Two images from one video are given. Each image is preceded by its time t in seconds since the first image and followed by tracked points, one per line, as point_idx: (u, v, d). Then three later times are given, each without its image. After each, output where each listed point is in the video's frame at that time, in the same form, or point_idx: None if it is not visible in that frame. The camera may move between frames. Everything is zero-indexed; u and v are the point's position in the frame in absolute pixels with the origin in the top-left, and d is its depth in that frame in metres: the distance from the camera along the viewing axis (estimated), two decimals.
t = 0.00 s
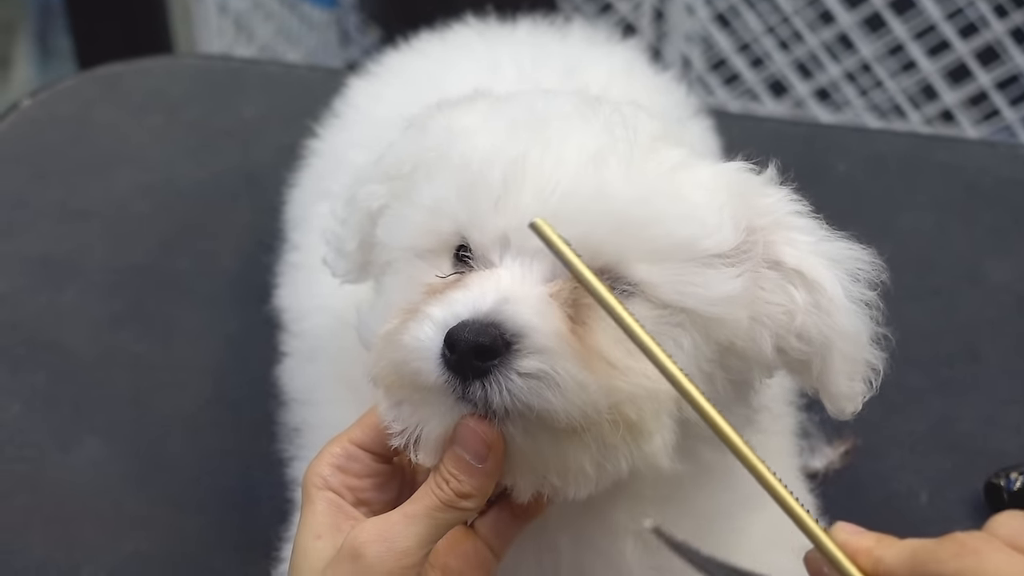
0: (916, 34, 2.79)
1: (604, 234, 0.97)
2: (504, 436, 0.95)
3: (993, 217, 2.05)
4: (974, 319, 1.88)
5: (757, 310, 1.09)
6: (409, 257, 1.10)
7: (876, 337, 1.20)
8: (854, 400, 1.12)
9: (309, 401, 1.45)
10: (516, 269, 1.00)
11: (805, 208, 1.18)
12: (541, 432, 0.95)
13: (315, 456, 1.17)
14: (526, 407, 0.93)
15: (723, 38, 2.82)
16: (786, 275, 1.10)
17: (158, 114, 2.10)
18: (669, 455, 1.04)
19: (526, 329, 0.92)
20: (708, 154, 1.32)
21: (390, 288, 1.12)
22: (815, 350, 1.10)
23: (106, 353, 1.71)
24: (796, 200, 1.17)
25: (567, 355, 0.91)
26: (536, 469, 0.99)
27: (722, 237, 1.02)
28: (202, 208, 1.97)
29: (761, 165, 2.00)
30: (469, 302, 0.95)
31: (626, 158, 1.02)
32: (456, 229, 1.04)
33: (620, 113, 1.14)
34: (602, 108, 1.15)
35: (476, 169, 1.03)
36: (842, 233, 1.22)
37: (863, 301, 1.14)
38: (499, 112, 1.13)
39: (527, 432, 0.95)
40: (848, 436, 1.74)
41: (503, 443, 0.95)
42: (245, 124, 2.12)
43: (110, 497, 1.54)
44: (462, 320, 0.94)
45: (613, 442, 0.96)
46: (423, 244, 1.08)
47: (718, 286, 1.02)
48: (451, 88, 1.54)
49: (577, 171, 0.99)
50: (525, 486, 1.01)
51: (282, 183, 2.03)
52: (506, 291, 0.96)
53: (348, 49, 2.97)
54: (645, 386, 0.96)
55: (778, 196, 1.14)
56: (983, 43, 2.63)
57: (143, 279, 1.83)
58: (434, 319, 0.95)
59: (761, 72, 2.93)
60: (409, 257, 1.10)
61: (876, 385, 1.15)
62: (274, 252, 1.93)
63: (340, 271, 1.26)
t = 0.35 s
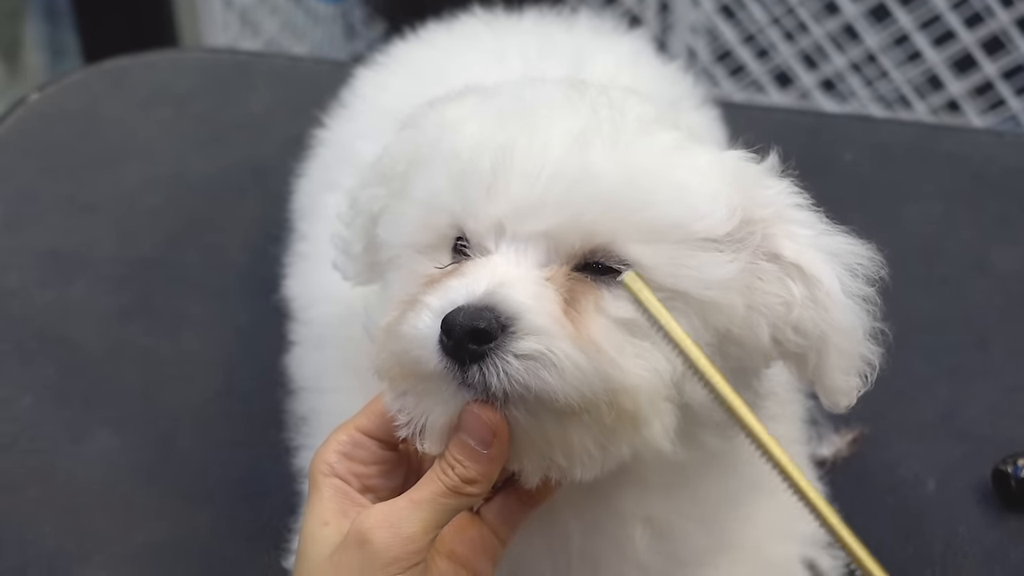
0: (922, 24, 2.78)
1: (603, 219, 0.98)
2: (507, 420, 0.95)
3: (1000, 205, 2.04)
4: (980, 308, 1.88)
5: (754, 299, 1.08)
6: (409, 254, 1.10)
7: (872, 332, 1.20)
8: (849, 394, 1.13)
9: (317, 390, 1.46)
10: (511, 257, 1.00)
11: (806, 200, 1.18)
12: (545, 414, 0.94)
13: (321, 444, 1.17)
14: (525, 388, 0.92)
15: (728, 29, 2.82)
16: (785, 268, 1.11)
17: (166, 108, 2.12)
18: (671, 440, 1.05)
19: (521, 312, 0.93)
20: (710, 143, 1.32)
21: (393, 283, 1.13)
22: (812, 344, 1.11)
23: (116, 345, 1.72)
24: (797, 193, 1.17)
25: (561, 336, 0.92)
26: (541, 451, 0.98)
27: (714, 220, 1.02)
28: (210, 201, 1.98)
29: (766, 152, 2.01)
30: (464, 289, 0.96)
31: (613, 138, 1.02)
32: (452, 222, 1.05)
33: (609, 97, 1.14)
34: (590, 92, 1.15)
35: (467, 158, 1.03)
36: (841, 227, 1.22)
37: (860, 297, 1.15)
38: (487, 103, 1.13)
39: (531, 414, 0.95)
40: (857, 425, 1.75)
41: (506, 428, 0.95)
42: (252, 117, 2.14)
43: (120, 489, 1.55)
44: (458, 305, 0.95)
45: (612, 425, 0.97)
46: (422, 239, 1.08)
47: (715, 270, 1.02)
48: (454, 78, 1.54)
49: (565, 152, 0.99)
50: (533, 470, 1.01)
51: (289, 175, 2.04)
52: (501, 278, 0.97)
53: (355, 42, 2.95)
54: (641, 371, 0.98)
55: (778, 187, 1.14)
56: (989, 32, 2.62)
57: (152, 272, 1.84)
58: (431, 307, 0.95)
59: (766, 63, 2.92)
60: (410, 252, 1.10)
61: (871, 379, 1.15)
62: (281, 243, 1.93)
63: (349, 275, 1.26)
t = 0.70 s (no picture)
0: (927, 17, 2.78)
1: (609, 211, 0.99)
2: (517, 411, 0.96)
3: (1006, 197, 2.05)
4: (986, 300, 1.88)
5: (759, 289, 1.09)
6: (416, 249, 1.11)
7: (878, 322, 1.21)
8: (854, 383, 1.13)
9: (327, 386, 1.46)
10: (516, 248, 1.01)
11: (810, 191, 1.19)
12: (554, 404, 0.94)
13: (332, 437, 1.18)
14: (534, 378, 0.92)
15: (733, 24, 2.82)
16: (790, 259, 1.11)
17: (172, 108, 2.13)
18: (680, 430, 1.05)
19: (528, 302, 0.93)
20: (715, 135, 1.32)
21: (401, 280, 1.13)
22: (817, 334, 1.12)
23: (125, 343, 1.73)
24: (802, 184, 1.18)
25: (567, 325, 0.93)
26: (553, 439, 0.99)
27: (716, 210, 1.03)
28: (217, 201, 1.99)
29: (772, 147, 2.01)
30: (470, 281, 0.97)
31: (615, 129, 1.02)
32: (457, 216, 1.05)
33: (612, 89, 1.14)
34: (593, 84, 1.15)
35: (471, 151, 1.04)
36: (845, 218, 1.22)
37: (865, 286, 1.15)
38: (490, 98, 1.13)
39: (541, 404, 0.95)
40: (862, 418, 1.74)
41: (517, 419, 0.96)
42: (258, 116, 2.14)
43: (130, 487, 1.55)
44: (465, 297, 0.95)
45: (620, 415, 0.97)
46: (429, 235, 1.09)
47: (716, 258, 1.03)
48: (460, 75, 1.55)
49: (567, 143, 1.00)
50: (543, 460, 1.02)
51: (295, 174, 2.04)
52: (507, 269, 0.98)
53: (359, 41, 2.94)
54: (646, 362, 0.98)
55: (781, 178, 1.14)
56: (994, 25, 2.62)
57: (159, 271, 1.85)
58: (438, 300, 0.96)
59: (771, 58, 2.93)
60: (416, 249, 1.11)
61: (876, 368, 1.16)
62: (288, 242, 1.94)
63: (358, 274, 1.26)
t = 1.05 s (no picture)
0: (931, 12, 2.78)
1: (624, 208, 0.98)
2: (534, 413, 0.96)
3: (1010, 192, 2.05)
4: (991, 295, 1.88)
5: (773, 289, 1.09)
6: (427, 251, 1.11)
7: (889, 321, 1.21)
8: (866, 382, 1.14)
9: (335, 386, 1.47)
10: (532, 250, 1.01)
11: (821, 190, 1.19)
12: (571, 405, 0.95)
13: (344, 439, 1.18)
14: (552, 380, 0.93)
15: (738, 20, 2.81)
16: (801, 258, 1.11)
17: (177, 110, 2.14)
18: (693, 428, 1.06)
19: (545, 304, 0.94)
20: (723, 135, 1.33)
21: (412, 281, 1.13)
22: (829, 333, 1.12)
23: (133, 344, 1.73)
24: (813, 183, 1.18)
25: (585, 327, 0.93)
26: (568, 441, 0.99)
27: (730, 211, 1.03)
28: (223, 201, 1.99)
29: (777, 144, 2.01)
30: (486, 283, 0.97)
31: (630, 134, 1.03)
32: (470, 217, 1.06)
33: (625, 90, 1.16)
34: (606, 86, 1.16)
35: (485, 154, 1.04)
36: (856, 217, 1.23)
37: (877, 286, 1.15)
38: (501, 99, 1.14)
39: (558, 406, 0.95)
40: (867, 414, 1.72)
41: (534, 421, 0.96)
42: (263, 117, 2.15)
43: (139, 487, 1.55)
44: (482, 300, 0.96)
45: (636, 416, 0.97)
46: (441, 237, 1.09)
47: (732, 259, 1.03)
48: (466, 75, 1.55)
49: (582, 145, 1.01)
50: (560, 462, 1.02)
51: (300, 174, 2.05)
52: (523, 271, 0.97)
53: (364, 40, 2.98)
54: (660, 361, 0.98)
55: (793, 177, 1.15)
56: (999, 19, 2.62)
57: (166, 272, 1.85)
58: (454, 304, 0.97)
59: (776, 53, 2.92)
60: (427, 250, 1.11)
61: (887, 368, 1.16)
62: (295, 242, 1.94)
63: (366, 274, 1.27)
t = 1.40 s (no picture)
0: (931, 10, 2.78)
1: (631, 216, 0.99)
2: (538, 417, 0.97)
3: (1008, 190, 2.05)
4: (989, 292, 1.89)
5: (772, 291, 1.10)
6: (427, 256, 1.12)
7: (885, 328, 1.21)
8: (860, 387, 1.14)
9: (335, 388, 1.48)
10: (534, 254, 1.02)
11: (821, 199, 1.20)
12: (575, 408, 0.96)
13: (347, 442, 1.19)
14: (557, 383, 0.94)
15: (737, 20, 2.81)
16: (803, 268, 1.12)
17: (178, 115, 2.16)
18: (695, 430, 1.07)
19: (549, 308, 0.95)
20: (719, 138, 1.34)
21: (412, 287, 1.13)
22: (827, 340, 1.13)
23: (134, 348, 1.74)
24: (813, 193, 1.19)
25: (591, 330, 0.94)
26: (571, 444, 1.00)
27: (732, 218, 1.04)
28: (223, 205, 2.01)
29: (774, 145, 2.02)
30: (490, 288, 0.98)
31: (630, 140, 1.04)
32: (470, 226, 1.06)
33: (625, 95, 1.17)
34: (606, 91, 1.18)
35: (485, 160, 1.06)
36: (855, 226, 1.23)
37: (874, 295, 1.16)
38: (500, 104, 1.15)
39: (562, 409, 0.96)
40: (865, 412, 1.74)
41: (538, 424, 0.97)
42: (264, 121, 2.17)
43: (142, 490, 1.56)
44: (486, 305, 0.96)
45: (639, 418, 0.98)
46: (440, 243, 1.10)
47: (733, 264, 1.04)
48: (464, 79, 1.56)
49: (583, 151, 1.02)
50: (563, 464, 1.03)
51: (301, 177, 2.06)
52: (525, 274, 0.99)
53: (366, 41, 3.00)
54: (664, 364, 0.99)
55: (794, 187, 1.16)
56: (998, 17, 2.62)
57: (168, 276, 1.86)
58: (457, 308, 0.98)
59: (776, 53, 2.93)
60: (427, 255, 1.12)
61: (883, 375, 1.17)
62: (295, 245, 1.96)
63: (364, 280, 1.28)
